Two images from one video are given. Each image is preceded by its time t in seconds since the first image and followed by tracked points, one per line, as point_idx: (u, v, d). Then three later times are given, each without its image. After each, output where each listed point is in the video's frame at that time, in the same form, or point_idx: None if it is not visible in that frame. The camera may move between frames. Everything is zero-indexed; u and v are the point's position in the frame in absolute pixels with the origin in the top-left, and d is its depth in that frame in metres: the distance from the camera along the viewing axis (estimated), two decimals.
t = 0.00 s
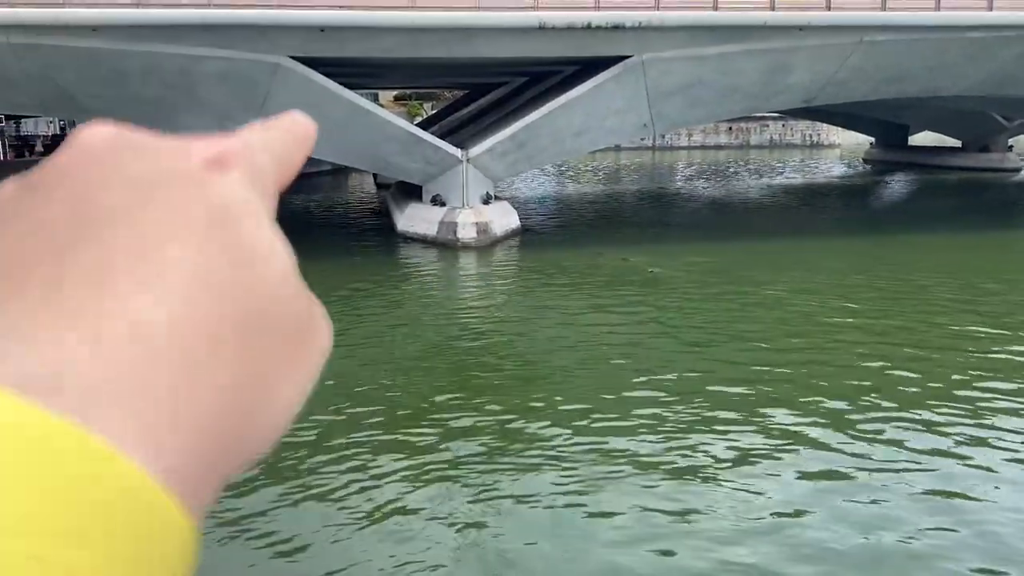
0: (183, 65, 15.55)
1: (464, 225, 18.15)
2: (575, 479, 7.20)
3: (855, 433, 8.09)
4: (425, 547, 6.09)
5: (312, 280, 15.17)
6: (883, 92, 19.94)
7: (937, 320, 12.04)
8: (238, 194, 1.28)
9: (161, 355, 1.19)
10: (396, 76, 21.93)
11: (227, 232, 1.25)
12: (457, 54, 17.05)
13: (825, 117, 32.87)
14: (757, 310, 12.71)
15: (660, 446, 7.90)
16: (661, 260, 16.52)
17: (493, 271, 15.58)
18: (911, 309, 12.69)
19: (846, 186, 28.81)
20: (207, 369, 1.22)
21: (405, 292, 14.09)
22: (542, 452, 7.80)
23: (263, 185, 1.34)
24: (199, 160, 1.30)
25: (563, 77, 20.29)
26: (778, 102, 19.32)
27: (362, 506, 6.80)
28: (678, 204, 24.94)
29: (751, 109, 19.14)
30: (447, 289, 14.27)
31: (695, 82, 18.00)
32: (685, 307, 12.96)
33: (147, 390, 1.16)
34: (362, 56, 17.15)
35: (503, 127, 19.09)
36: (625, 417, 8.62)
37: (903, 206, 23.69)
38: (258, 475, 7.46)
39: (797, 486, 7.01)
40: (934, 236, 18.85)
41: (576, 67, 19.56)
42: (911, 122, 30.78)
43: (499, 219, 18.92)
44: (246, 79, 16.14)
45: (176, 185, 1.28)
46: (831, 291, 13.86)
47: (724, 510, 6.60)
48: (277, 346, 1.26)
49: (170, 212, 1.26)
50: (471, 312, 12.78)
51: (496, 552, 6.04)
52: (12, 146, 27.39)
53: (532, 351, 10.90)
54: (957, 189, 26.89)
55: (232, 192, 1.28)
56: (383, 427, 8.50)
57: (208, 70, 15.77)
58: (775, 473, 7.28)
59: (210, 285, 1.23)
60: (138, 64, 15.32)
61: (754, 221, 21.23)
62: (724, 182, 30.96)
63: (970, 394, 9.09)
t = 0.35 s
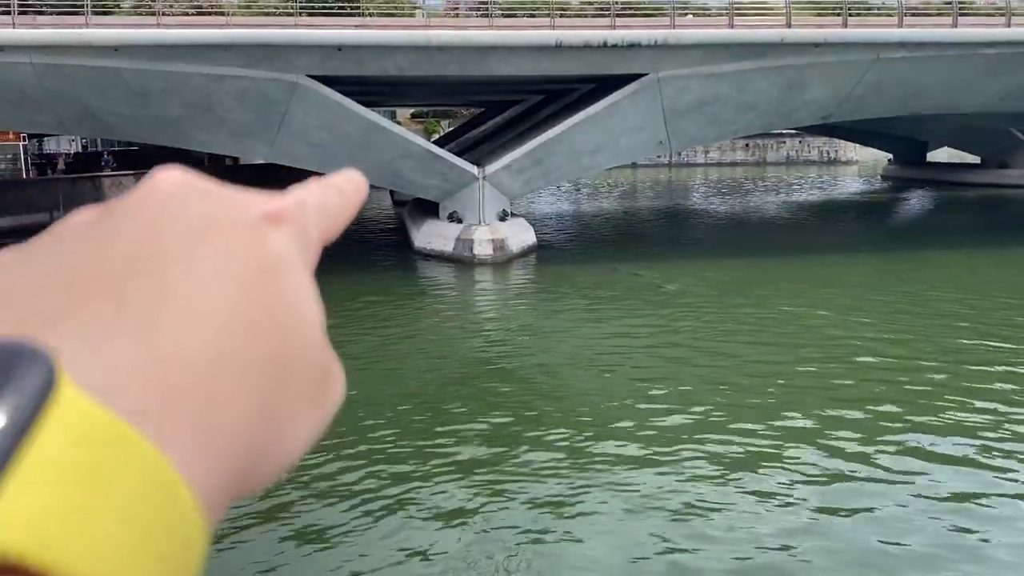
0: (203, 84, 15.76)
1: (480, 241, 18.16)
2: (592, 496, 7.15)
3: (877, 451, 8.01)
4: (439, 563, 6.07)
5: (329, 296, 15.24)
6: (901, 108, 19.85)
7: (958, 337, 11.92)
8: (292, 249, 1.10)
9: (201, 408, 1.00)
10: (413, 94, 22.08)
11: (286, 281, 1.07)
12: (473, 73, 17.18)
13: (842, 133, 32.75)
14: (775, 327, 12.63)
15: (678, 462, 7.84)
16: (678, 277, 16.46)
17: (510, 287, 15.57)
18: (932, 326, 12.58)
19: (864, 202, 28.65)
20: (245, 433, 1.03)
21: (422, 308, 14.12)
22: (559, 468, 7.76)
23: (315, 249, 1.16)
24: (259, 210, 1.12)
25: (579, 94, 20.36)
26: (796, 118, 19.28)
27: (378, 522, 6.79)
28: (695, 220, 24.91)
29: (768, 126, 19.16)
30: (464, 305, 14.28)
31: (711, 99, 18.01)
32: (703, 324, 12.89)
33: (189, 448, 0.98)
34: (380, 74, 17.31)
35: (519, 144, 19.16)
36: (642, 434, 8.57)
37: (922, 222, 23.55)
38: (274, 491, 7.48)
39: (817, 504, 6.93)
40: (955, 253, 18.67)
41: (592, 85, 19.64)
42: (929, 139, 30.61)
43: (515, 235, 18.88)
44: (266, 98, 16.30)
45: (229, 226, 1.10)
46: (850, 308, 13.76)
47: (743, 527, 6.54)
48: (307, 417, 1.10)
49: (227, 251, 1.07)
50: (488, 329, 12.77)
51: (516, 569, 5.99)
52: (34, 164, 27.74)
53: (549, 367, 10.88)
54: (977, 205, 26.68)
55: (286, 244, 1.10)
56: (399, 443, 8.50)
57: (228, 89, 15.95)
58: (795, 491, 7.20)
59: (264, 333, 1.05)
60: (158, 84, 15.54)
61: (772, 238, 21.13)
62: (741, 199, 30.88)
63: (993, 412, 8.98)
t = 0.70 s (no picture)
0: (213, 98, 15.82)
1: (490, 254, 18.09)
2: (602, 511, 7.05)
3: (892, 465, 7.88)
4: None
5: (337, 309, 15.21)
6: (913, 120, 19.77)
7: (973, 349, 11.81)
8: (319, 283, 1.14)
9: (230, 452, 1.04)
10: (423, 108, 22.15)
11: (310, 324, 1.09)
12: (483, 86, 17.20)
13: (852, 145, 32.66)
14: (787, 339, 12.55)
15: (689, 476, 7.74)
16: (689, 289, 16.38)
17: (520, 300, 15.54)
18: (945, 338, 12.44)
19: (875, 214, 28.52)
20: (272, 478, 1.07)
21: (431, 322, 14.07)
22: (569, 482, 7.67)
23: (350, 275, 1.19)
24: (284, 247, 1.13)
25: (588, 107, 20.38)
26: (806, 130, 19.23)
27: (386, 536, 6.71)
28: (704, 233, 24.83)
29: (777, 137, 19.11)
30: (474, 318, 14.25)
31: (721, 111, 18.00)
32: (714, 336, 12.82)
33: (217, 491, 1.02)
34: (390, 88, 17.34)
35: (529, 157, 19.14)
36: (653, 448, 8.47)
37: (934, 234, 23.40)
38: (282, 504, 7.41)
39: (833, 519, 6.82)
40: (968, 265, 18.52)
41: (602, 97, 19.63)
42: (941, 150, 30.49)
43: (525, 248, 18.78)
44: (276, 111, 16.37)
45: (256, 263, 1.13)
46: (862, 321, 13.65)
47: (756, 542, 6.44)
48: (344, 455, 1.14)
49: (254, 292, 1.10)
50: (498, 341, 12.73)
51: None
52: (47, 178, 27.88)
53: (559, 380, 10.80)
54: (989, 217, 26.52)
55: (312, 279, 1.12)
56: (407, 456, 8.43)
57: (239, 104, 16.03)
58: (809, 505, 7.09)
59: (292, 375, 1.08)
60: (169, 98, 15.64)
61: (783, 250, 21.03)
62: (751, 211, 30.78)
63: (1011, 425, 8.84)
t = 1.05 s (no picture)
0: (216, 108, 15.88)
1: (492, 262, 18.08)
2: (604, 519, 7.04)
3: (896, 472, 7.87)
4: None
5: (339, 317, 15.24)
6: (914, 126, 19.79)
7: (976, 355, 11.80)
8: (287, 388, 1.25)
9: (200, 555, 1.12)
10: (426, 117, 22.22)
11: (276, 428, 1.22)
12: (485, 95, 17.26)
13: (855, 152, 32.66)
14: (791, 346, 12.54)
15: (693, 485, 7.72)
16: (692, 297, 16.38)
17: (523, 308, 15.56)
18: (948, 344, 12.43)
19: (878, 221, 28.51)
20: None
21: (435, 330, 14.08)
22: (573, 491, 7.65)
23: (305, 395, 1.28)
24: (249, 352, 1.25)
25: (590, 115, 20.43)
26: (808, 137, 19.25)
27: (389, 544, 6.71)
28: (708, 240, 24.84)
29: (780, 144, 19.14)
30: (477, 326, 14.27)
31: (723, 119, 18.04)
32: (718, 343, 12.82)
33: None
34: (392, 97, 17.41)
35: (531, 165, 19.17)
36: (657, 455, 8.46)
37: (937, 241, 23.38)
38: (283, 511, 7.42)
39: (836, 526, 6.80)
40: (971, 271, 18.52)
41: (605, 105, 19.68)
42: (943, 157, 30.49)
43: (528, 256, 18.77)
44: (279, 121, 16.41)
45: (227, 371, 1.23)
46: (866, 327, 13.63)
47: (758, 549, 6.43)
48: (295, 549, 1.21)
49: (221, 405, 1.20)
50: (501, 349, 12.74)
51: None
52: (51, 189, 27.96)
53: (562, 388, 10.79)
54: (992, 223, 26.51)
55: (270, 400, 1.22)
56: (411, 464, 8.43)
57: (242, 113, 16.08)
58: (813, 513, 7.07)
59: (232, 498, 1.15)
60: (172, 108, 15.70)
61: (785, 257, 21.02)
62: (753, 218, 30.78)
63: (1017, 432, 8.81)
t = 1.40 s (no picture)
0: (210, 112, 15.84)
1: (488, 265, 18.04)
2: (601, 524, 7.01)
3: (893, 474, 7.86)
4: None
5: (334, 322, 15.21)
6: (908, 127, 19.83)
7: (972, 355, 11.84)
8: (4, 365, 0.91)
9: None
10: (420, 119, 22.21)
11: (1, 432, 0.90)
12: (479, 98, 17.25)
13: (849, 154, 32.72)
14: (786, 347, 12.56)
15: (690, 488, 7.72)
16: (687, 299, 16.42)
17: (519, 311, 15.55)
18: (944, 345, 12.46)
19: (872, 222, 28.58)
20: None
21: (431, 333, 14.05)
22: (569, 496, 7.62)
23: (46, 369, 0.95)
24: None
25: (585, 117, 20.43)
26: (802, 139, 19.29)
27: (387, 551, 6.69)
28: (703, 242, 24.87)
29: (774, 147, 19.17)
30: (473, 329, 14.26)
31: (717, 121, 18.06)
32: (713, 344, 12.83)
33: None
34: (387, 100, 17.40)
35: (526, 168, 19.17)
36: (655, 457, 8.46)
37: (932, 242, 23.44)
38: (278, 517, 7.37)
39: (833, 530, 6.78)
40: (964, 272, 18.58)
41: (600, 107, 19.67)
42: (937, 158, 30.57)
43: (523, 258, 18.76)
44: (273, 124, 16.37)
45: None
46: (861, 328, 13.64)
47: (755, 556, 6.41)
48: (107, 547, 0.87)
49: None
50: (497, 351, 12.73)
51: None
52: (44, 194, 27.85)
53: (557, 390, 10.76)
54: (985, 224, 26.58)
55: None
56: (406, 468, 8.39)
57: (236, 116, 16.03)
58: (809, 517, 7.06)
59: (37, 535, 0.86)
60: (166, 112, 15.65)
61: (779, 259, 21.08)
62: (748, 220, 30.83)
63: (1013, 432, 8.81)
